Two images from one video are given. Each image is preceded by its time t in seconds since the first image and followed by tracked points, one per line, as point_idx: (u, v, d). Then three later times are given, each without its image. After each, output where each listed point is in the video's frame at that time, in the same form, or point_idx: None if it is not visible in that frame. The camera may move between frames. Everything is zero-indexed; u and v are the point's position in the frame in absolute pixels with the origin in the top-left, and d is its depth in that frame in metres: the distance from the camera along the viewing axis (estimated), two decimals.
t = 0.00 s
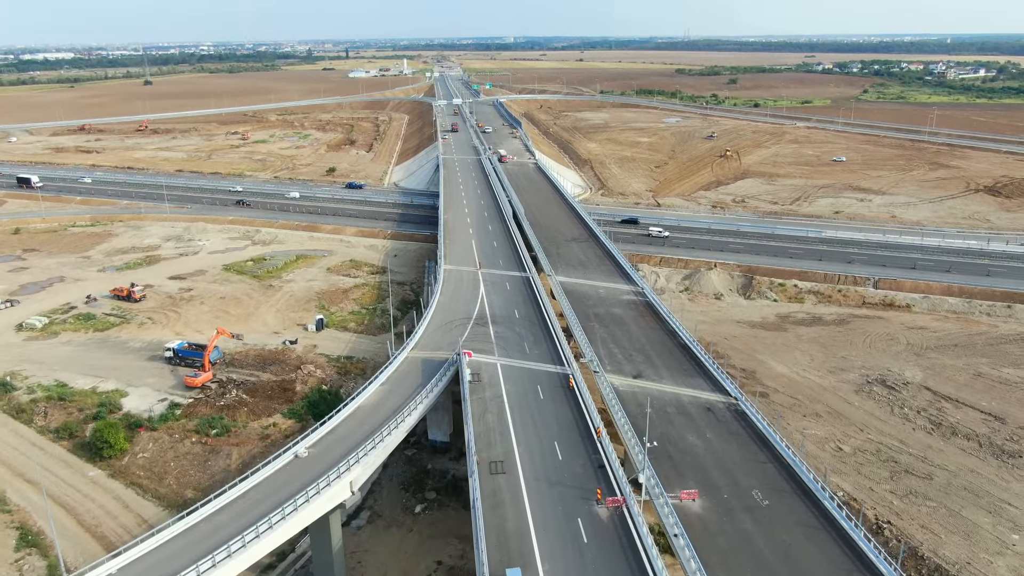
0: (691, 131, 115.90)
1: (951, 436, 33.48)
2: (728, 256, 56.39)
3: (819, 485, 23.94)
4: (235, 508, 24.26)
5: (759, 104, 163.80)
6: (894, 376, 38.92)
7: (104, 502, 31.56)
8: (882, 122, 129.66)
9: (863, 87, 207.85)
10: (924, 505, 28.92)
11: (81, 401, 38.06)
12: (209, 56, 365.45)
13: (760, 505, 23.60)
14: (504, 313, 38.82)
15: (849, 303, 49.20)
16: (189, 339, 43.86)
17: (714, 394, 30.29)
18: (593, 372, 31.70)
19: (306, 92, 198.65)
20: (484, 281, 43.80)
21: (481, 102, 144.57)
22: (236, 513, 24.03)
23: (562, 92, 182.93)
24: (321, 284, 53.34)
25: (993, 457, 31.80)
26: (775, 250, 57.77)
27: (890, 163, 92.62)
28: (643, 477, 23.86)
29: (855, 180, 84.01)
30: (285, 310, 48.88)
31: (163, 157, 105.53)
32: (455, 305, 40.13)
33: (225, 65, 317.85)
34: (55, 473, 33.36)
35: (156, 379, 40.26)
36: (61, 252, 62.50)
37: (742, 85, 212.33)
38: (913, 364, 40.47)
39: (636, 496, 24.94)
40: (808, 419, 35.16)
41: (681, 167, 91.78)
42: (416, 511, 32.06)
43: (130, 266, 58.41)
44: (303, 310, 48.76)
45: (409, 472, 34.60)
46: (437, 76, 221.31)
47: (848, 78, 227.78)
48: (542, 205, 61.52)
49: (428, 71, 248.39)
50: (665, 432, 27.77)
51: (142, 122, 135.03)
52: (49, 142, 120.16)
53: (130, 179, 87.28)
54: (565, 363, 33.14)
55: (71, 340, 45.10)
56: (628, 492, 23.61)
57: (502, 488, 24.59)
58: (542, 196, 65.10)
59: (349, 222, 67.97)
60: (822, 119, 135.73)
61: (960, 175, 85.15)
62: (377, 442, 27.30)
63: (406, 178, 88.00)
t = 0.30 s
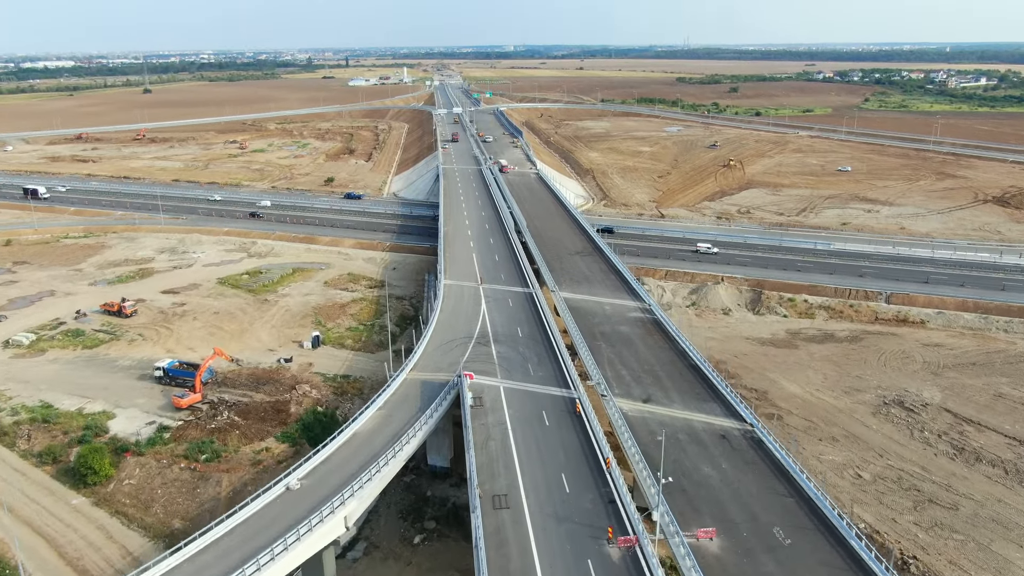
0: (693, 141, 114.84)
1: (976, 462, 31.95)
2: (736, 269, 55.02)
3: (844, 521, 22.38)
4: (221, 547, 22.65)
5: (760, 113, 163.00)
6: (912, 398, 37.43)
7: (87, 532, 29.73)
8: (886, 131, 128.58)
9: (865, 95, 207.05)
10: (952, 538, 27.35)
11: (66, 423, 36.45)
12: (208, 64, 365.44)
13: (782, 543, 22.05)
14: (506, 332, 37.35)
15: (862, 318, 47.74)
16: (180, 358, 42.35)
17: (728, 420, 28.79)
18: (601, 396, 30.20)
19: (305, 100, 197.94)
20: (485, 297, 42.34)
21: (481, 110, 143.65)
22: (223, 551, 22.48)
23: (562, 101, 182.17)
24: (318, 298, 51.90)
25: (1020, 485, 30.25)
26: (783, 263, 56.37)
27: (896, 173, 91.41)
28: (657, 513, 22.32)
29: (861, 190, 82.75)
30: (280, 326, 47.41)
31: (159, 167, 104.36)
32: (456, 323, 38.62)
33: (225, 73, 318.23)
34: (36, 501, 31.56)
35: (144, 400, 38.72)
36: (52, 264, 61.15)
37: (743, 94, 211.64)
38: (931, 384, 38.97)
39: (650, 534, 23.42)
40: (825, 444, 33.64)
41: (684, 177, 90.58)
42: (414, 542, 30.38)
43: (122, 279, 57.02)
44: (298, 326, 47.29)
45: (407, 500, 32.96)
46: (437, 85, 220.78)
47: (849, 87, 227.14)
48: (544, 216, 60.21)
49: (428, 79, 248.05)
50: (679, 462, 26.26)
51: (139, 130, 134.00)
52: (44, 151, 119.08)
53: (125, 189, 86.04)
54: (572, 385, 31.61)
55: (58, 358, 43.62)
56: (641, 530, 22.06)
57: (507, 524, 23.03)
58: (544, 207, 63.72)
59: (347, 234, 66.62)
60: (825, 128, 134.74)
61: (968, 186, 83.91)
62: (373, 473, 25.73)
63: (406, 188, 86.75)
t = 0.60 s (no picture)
0: (696, 150, 113.69)
1: (1004, 490, 30.42)
2: (744, 283, 53.69)
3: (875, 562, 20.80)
4: None
5: (762, 121, 162.17)
6: (933, 420, 35.96)
7: (70, 565, 27.91)
8: (890, 140, 127.57)
9: (866, 104, 206.38)
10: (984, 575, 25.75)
11: (51, 447, 34.88)
12: (208, 72, 365.45)
13: None
14: (510, 351, 35.90)
15: (876, 334, 46.31)
16: (171, 377, 40.85)
17: (746, 449, 27.29)
18: (611, 422, 28.69)
19: (305, 108, 197.10)
20: (488, 313, 40.90)
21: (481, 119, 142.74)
22: None
23: (562, 109, 181.41)
24: (316, 313, 50.52)
25: None
26: (792, 276, 55.02)
27: (903, 183, 90.19)
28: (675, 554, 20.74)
29: (868, 201, 81.51)
30: (276, 342, 45.96)
31: (156, 176, 103.21)
32: (457, 341, 37.17)
33: (225, 81, 318.09)
34: (16, 530, 29.76)
35: (133, 422, 37.23)
36: (44, 277, 59.77)
37: (744, 102, 211.06)
38: (951, 405, 37.50)
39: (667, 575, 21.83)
40: (844, 470, 32.13)
41: (688, 187, 89.39)
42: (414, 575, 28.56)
43: (115, 292, 55.66)
44: (295, 342, 45.85)
45: (408, 530, 31.24)
46: (437, 93, 220.20)
47: (850, 95, 226.60)
48: (547, 228, 58.90)
49: (428, 88, 247.50)
50: (694, 495, 24.72)
51: (137, 139, 132.97)
52: (41, 159, 117.98)
53: (120, 199, 84.80)
54: (580, 410, 30.07)
55: (46, 376, 42.14)
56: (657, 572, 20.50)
57: (513, 564, 21.48)
58: (546, 219, 62.44)
59: (345, 246, 65.28)
60: (829, 136, 133.59)
61: (976, 196, 82.64)
62: (371, 506, 24.16)
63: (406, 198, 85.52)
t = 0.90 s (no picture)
0: (700, 159, 112.71)
1: None
2: (754, 297, 52.35)
3: None
4: None
5: (765, 130, 161.31)
6: (956, 443, 34.50)
7: None
8: (895, 149, 126.53)
9: (868, 112, 205.82)
10: None
11: (36, 471, 33.28)
12: (208, 80, 365.31)
13: None
14: (516, 371, 34.45)
15: (892, 351, 44.89)
16: (163, 397, 39.35)
17: (767, 480, 25.79)
18: (624, 450, 27.22)
19: (305, 116, 196.54)
20: (492, 330, 39.50)
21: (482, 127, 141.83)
22: None
23: (563, 117, 180.73)
24: (314, 328, 49.12)
25: None
26: (803, 290, 53.70)
27: (910, 194, 89.02)
28: None
29: (876, 211, 80.35)
30: (273, 358, 44.55)
31: (154, 185, 102.12)
32: (461, 361, 35.70)
33: (225, 88, 318.09)
34: None
35: (122, 444, 35.72)
36: (36, 289, 58.46)
37: (745, 110, 210.62)
38: (975, 427, 36.03)
39: None
40: (867, 498, 30.61)
41: (693, 197, 88.24)
42: None
43: (109, 305, 54.34)
44: (292, 359, 44.37)
45: (409, 561, 29.27)
46: (438, 101, 219.95)
47: (852, 104, 226.08)
48: (552, 240, 57.59)
49: (429, 96, 247.16)
50: (715, 532, 23.20)
51: (135, 147, 131.98)
52: (38, 168, 116.99)
53: (117, 209, 83.64)
54: (591, 436, 28.58)
55: (34, 394, 40.72)
56: None
57: None
58: (551, 230, 61.14)
59: (345, 257, 63.96)
60: (833, 145, 132.69)
61: (985, 207, 81.49)
62: (371, 543, 22.53)
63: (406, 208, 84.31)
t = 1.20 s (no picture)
0: (704, 168, 111.64)
1: None
2: (766, 311, 51.02)
3: None
4: None
5: (768, 139, 160.52)
6: (984, 468, 33.08)
7: None
8: (900, 158, 125.58)
9: (870, 122, 205.18)
10: None
11: (22, 497, 31.67)
12: (208, 88, 364.80)
13: None
14: (524, 393, 33.05)
15: (910, 369, 43.52)
16: (156, 418, 37.88)
17: (793, 513, 24.29)
18: (641, 480, 25.78)
19: (306, 124, 195.79)
20: (498, 348, 38.12)
21: (484, 136, 140.85)
22: None
23: (564, 126, 179.93)
24: (314, 343, 47.73)
25: None
26: (816, 304, 52.39)
27: (918, 204, 87.87)
28: None
29: (885, 222, 79.18)
30: (272, 376, 43.13)
31: (153, 193, 100.94)
32: (467, 381, 34.36)
33: (226, 96, 317.52)
34: None
35: (113, 468, 34.23)
36: (29, 301, 57.08)
37: (747, 119, 210.00)
38: (1001, 450, 34.63)
39: None
40: (894, 528, 29.11)
41: (698, 208, 87.08)
42: None
43: (103, 318, 52.95)
44: (291, 377, 42.94)
45: None
46: (439, 109, 219.48)
47: (854, 113, 225.70)
48: (557, 252, 56.30)
49: (430, 104, 246.84)
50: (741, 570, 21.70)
51: (134, 155, 130.90)
52: (35, 176, 115.83)
53: (114, 218, 82.38)
54: (605, 464, 27.11)
55: (22, 413, 39.25)
56: None
57: None
58: (556, 242, 59.76)
59: (346, 269, 62.61)
60: (837, 155, 131.70)
61: (995, 217, 80.32)
62: None
63: (408, 218, 83.05)
